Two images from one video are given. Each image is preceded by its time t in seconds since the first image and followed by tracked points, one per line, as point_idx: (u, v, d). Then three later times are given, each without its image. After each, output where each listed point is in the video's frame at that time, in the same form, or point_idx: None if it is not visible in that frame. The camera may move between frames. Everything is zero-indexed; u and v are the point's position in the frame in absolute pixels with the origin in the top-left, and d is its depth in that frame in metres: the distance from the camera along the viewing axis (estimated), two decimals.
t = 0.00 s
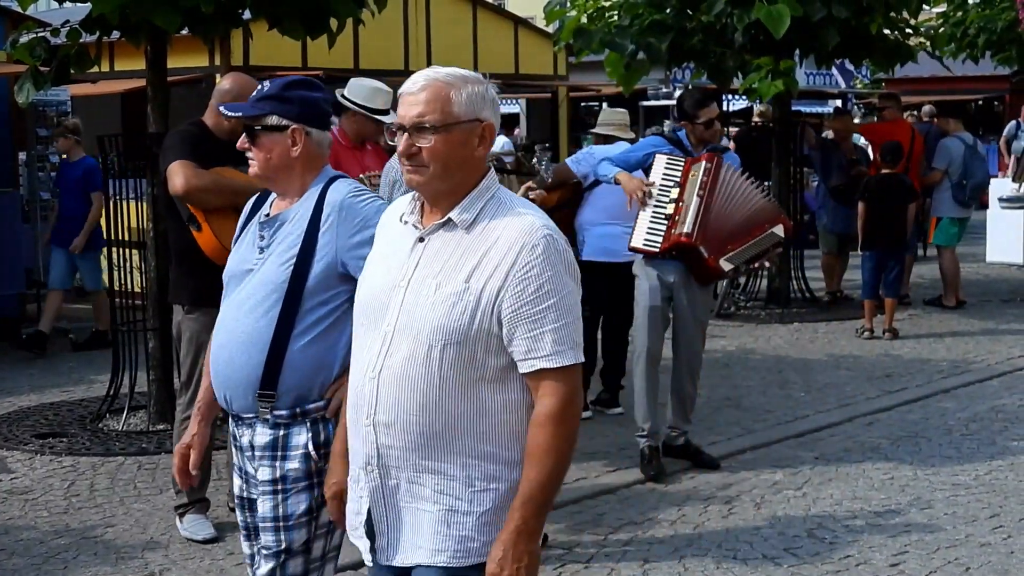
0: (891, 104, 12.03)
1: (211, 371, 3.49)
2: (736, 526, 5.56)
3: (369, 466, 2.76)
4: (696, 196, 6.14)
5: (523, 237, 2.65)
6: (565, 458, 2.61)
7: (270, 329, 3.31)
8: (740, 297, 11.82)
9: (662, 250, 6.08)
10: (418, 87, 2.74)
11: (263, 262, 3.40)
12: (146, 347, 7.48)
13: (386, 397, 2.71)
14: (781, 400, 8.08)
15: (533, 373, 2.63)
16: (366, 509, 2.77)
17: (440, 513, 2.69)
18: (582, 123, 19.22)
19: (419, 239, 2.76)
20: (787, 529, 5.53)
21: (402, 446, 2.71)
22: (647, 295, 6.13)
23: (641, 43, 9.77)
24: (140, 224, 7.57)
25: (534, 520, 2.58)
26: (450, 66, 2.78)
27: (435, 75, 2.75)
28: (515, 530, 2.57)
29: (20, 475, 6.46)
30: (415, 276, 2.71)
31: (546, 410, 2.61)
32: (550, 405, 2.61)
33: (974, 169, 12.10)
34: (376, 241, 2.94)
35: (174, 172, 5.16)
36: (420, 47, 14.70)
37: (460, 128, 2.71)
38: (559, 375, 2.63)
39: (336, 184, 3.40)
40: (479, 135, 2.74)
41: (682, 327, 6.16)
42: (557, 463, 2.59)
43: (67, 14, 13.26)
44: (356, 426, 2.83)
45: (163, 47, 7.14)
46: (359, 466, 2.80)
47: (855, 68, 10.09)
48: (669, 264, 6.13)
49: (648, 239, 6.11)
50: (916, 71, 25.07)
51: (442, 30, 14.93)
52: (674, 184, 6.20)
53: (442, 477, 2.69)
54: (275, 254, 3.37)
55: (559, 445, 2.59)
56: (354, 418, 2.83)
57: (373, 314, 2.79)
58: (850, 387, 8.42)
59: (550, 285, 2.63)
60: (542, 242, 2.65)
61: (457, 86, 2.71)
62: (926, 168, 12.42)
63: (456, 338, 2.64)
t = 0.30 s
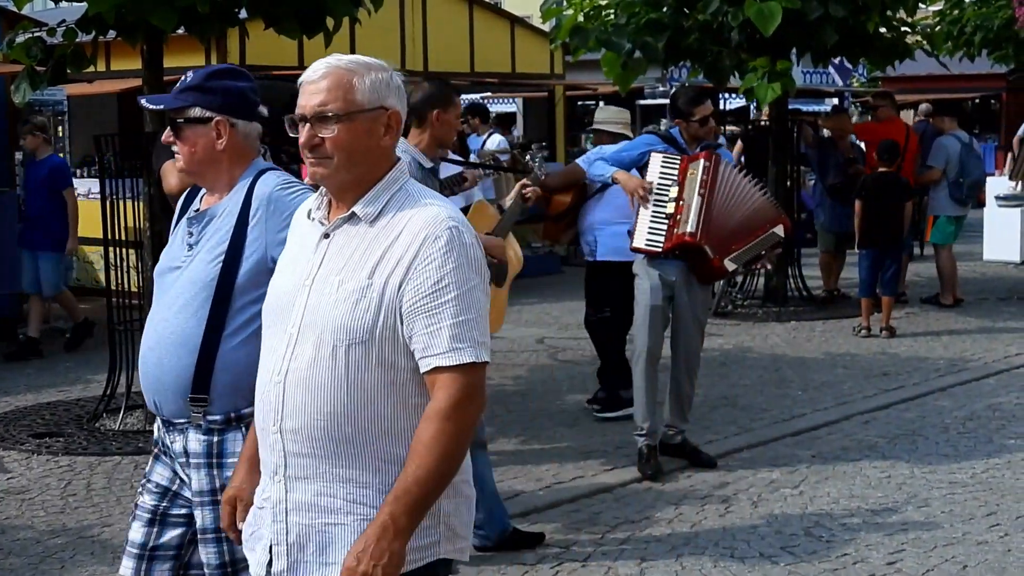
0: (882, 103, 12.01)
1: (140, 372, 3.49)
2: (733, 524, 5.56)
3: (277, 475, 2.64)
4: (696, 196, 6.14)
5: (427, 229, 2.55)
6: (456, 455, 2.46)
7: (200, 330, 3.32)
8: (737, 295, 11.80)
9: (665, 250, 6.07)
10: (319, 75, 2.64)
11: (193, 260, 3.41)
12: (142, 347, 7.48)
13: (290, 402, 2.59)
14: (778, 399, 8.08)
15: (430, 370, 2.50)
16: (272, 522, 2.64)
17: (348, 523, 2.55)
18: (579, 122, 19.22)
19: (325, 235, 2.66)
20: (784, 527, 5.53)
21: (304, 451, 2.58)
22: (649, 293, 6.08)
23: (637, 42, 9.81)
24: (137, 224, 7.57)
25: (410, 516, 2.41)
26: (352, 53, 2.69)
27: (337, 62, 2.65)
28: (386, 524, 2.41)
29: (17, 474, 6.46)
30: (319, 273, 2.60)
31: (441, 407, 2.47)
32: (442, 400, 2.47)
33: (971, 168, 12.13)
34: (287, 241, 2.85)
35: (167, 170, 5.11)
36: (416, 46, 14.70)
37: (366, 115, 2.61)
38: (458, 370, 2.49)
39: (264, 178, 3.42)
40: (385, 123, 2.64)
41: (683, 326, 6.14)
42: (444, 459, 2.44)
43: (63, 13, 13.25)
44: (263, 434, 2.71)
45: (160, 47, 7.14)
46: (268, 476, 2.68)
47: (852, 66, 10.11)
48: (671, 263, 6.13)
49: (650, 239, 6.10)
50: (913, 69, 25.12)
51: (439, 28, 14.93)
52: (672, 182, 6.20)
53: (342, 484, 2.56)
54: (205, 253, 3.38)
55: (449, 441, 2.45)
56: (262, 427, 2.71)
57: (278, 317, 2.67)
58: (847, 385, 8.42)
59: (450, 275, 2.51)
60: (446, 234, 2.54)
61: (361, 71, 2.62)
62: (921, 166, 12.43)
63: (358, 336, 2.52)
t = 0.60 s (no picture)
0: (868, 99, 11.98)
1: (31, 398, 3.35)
2: (726, 522, 5.57)
3: (136, 497, 2.62)
4: (701, 194, 6.10)
5: (285, 232, 2.53)
6: (348, 468, 2.51)
7: (94, 356, 3.19)
8: (729, 293, 11.80)
9: (675, 253, 6.06)
10: (169, 80, 2.63)
11: (86, 279, 3.25)
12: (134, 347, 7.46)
13: (149, 419, 2.57)
14: (771, 396, 8.08)
15: (306, 377, 2.51)
16: (136, 544, 2.62)
17: (220, 542, 2.55)
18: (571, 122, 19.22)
19: (177, 245, 2.62)
20: (778, 525, 5.53)
21: (166, 469, 2.57)
22: (653, 297, 6.07)
23: (628, 41, 9.82)
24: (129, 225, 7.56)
25: (321, 535, 2.49)
26: (197, 57, 2.68)
27: (184, 67, 2.64)
28: (307, 548, 2.47)
29: (8, 476, 6.44)
30: (173, 284, 2.57)
31: (322, 416, 2.50)
32: (325, 410, 2.50)
33: (963, 165, 12.24)
34: (135, 252, 2.81)
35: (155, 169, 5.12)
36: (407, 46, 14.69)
37: (225, 119, 2.62)
38: (334, 375, 2.51)
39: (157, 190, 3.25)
40: (240, 127, 2.66)
41: (685, 327, 6.15)
42: (338, 473, 2.49)
43: (54, 14, 13.23)
44: (120, 453, 2.69)
45: (151, 47, 7.13)
46: (128, 495, 2.65)
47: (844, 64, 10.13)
48: (682, 265, 6.11)
49: (659, 244, 6.08)
50: (904, 67, 25.20)
51: (431, 27, 14.91)
52: (670, 183, 6.23)
53: (210, 499, 2.56)
54: (98, 272, 3.23)
55: (338, 454, 2.49)
56: (118, 445, 2.68)
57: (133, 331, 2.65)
58: (839, 383, 8.43)
59: (318, 281, 2.52)
60: (306, 235, 2.53)
61: (213, 75, 2.62)
62: (913, 163, 12.44)
63: (218, 348, 2.51)
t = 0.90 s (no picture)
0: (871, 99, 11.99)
1: None
2: (727, 522, 5.57)
3: (21, 515, 2.46)
4: (708, 194, 6.08)
5: (181, 233, 2.40)
6: (263, 476, 2.42)
7: None
8: (729, 293, 11.81)
9: (688, 253, 6.06)
10: (51, 77, 2.44)
11: None
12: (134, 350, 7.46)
13: (31, 434, 2.41)
14: (772, 397, 8.08)
15: (213, 383, 2.40)
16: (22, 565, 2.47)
17: (118, 560, 2.42)
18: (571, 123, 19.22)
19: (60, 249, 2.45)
20: (779, 526, 5.53)
21: (56, 487, 2.41)
22: (660, 300, 6.11)
23: (628, 42, 9.87)
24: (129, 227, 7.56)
25: (240, 546, 2.39)
26: (77, 52, 2.49)
27: (64, 62, 2.45)
28: (224, 560, 2.37)
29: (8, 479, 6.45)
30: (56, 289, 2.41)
31: (236, 424, 2.40)
32: (237, 417, 2.40)
33: (962, 165, 12.23)
34: (10, 253, 2.63)
35: (148, 171, 5.15)
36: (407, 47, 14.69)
37: (111, 117, 2.44)
38: (243, 380, 2.41)
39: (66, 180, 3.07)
40: (124, 125, 2.48)
41: (691, 329, 6.22)
42: (254, 483, 2.40)
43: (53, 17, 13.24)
44: None
45: (151, 49, 7.12)
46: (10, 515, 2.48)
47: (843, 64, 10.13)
48: (693, 264, 6.13)
49: (671, 245, 6.06)
50: (903, 66, 25.23)
51: (431, 29, 14.90)
52: (674, 184, 6.19)
53: (105, 515, 2.42)
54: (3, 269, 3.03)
55: (253, 462, 2.40)
56: None
57: (13, 339, 2.48)
58: (839, 383, 8.43)
59: (218, 284, 2.40)
60: (203, 235, 2.41)
61: (97, 71, 2.45)
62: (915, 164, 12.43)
63: (110, 357, 2.37)
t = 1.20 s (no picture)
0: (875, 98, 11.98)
1: None
2: (728, 523, 5.56)
3: None
4: (710, 195, 6.03)
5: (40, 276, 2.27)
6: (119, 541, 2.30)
7: None
8: (729, 294, 11.82)
9: (689, 253, 6.05)
10: None
11: None
12: (134, 352, 7.46)
13: None
14: (772, 397, 8.07)
15: (71, 438, 2.29)
16: None
17: None
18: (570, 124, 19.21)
19: None
20: (780, 526, 5.53)
21: None
22: (659, 300, 6.15)
23: (628, 43, 9.92)
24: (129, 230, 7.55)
25: None
26: None
27: None
28: None
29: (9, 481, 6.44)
30: None
31: (89, 484, 2.28)
32: (91, 478, 2.28)
33: (963, 164, 12.24)
34: None
35: (148, 175, 5.11)
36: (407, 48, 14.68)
37: None
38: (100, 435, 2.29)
39: None
40: None
41: (690, 329, 6.24)
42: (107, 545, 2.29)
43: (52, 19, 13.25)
44: None
45: (150, 51, 7.12)
46: None
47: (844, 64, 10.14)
48: (692, 264, 6.13)
49: (672, 245, 6.07)
50: (903, 66, 25.25)
51: (430, 30, 14.90)
52: (676, 183, 6.14)
53: None
54: None
55: (106, 524, 2.28)
56: None
57: None
58: (840, 383, 8.43)
59: (76, 332, 2.27)
60: (66, 278, 2.28)
61: None
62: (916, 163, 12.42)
63: None
